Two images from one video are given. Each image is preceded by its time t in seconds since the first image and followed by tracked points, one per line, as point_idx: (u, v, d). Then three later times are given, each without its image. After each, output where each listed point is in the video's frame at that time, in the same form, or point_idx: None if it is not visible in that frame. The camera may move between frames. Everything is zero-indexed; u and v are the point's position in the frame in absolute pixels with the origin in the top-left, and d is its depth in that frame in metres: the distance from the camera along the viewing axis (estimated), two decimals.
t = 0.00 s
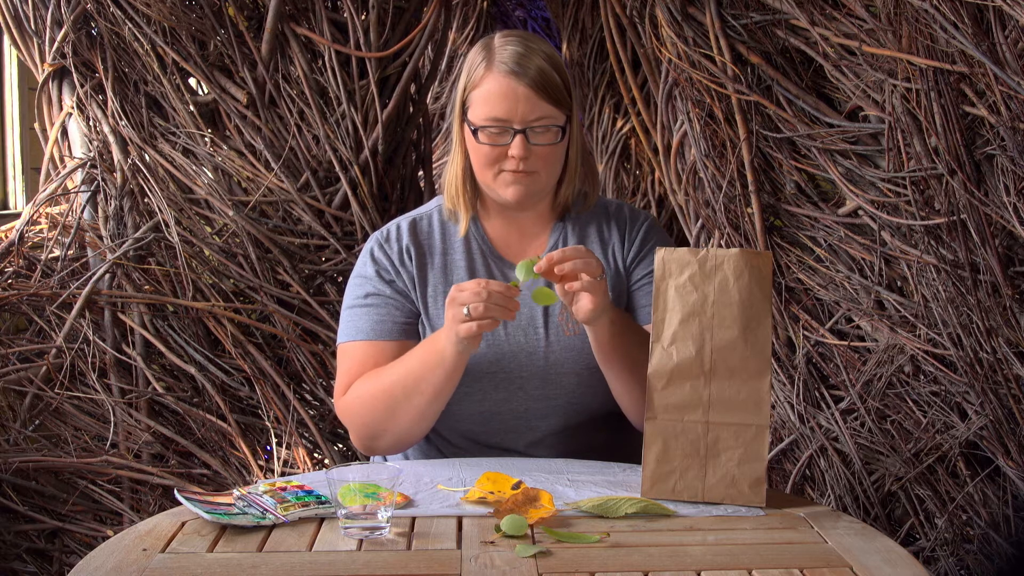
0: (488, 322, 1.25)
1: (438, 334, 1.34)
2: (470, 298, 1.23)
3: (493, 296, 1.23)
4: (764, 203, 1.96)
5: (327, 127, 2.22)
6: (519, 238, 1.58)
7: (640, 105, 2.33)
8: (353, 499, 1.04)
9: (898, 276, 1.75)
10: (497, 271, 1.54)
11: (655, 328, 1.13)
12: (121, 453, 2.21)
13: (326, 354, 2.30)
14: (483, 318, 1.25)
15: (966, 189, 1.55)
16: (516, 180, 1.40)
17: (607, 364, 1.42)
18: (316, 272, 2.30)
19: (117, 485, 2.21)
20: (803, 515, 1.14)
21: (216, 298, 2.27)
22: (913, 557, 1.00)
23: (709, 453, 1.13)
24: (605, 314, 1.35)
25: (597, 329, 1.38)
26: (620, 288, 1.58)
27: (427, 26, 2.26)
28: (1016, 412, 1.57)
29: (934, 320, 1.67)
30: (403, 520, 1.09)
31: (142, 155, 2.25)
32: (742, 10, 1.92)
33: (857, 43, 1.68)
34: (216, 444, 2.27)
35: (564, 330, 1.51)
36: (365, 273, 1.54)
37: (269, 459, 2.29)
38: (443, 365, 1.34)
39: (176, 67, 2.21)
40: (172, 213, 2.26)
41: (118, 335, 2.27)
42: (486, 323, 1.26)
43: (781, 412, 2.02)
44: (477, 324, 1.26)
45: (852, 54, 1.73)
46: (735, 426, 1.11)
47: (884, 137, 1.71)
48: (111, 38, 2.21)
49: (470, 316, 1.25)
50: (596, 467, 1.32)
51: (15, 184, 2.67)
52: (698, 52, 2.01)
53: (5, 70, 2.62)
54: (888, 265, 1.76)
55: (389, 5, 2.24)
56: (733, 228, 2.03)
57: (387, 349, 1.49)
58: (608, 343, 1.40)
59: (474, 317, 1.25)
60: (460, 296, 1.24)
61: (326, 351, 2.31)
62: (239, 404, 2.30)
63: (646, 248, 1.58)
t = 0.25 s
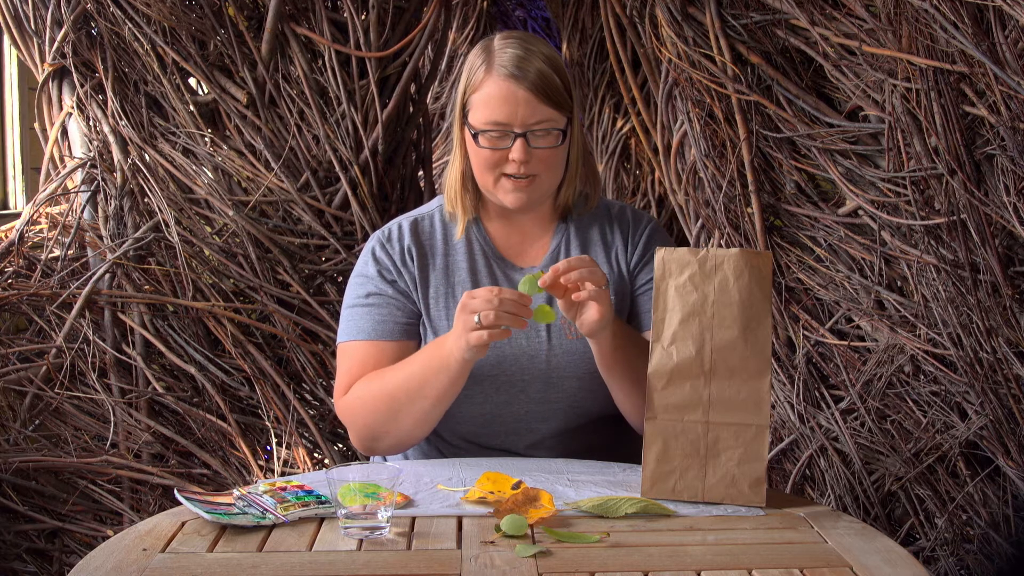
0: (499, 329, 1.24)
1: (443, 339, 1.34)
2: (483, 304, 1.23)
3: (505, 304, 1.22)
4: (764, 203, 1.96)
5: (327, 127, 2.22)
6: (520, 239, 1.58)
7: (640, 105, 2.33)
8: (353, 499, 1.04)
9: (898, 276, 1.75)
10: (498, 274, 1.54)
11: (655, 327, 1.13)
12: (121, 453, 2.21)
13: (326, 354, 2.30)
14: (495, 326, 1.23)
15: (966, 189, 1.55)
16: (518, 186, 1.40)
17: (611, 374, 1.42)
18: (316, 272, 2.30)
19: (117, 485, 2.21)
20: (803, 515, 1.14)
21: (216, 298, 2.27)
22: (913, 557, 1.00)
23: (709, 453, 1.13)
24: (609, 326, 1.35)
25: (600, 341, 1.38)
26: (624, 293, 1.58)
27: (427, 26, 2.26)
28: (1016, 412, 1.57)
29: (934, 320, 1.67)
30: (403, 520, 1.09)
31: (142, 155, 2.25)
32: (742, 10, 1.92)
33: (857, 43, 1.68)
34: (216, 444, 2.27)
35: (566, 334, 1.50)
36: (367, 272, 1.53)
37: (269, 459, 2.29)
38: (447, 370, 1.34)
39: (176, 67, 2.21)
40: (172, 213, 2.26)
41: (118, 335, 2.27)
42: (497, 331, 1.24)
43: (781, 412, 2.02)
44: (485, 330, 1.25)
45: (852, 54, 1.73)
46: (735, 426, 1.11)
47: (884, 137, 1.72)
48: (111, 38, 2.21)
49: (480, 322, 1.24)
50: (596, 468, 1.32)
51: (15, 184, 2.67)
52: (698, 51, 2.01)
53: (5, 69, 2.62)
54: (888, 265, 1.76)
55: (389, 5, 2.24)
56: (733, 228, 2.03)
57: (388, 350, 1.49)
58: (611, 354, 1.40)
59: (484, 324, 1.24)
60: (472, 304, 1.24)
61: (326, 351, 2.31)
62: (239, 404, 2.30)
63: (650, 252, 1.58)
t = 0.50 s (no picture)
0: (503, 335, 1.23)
1: (446, 348, 1.34)
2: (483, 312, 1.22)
3: (505, 312, 1.21)
4: (764, 203, 1.96)
5: (327, 127, 2.22)
6: (525, 242, 1.56)
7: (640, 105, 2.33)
8: (353, 499, 1.04)
9: (898, 276, 1.75)
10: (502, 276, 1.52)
11: (655, 327, 1.13)
12: (121, 453, 2.21)
13: (326, 354, 2.30)
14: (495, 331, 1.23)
15: (966, 189, 1.55)
16: (522, 188, 1.39)
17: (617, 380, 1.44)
18: (316, 272, 2.30)
19: (117, 485, 2.21)
20: (803, 515, 1.14)
21: (216, 298, 2.27)
22: (913, 557, 1.00)
23: (709, 454, 1.13)
24: (616, 338, 1.36)
25: (608, 353, 1.39)
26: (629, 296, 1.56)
27: (427, 26, 2.26)
28: (1016, 412, 1.57)
29: (934, 320, 1.67)
30: (403, 520, 1.09)
31: (142, 155, 2.26)
32: (742, 10, 1.92)
33: (857, 43, 1.68)
34: (216, 444, 2.27)
35: (570, 337, 1.50)
36: (370, 272, 1.52)
37: (269, 459, 2.29)
38: (447, 379, 1.34)
39: (176, 67, 2.21)
40: (172, 213, 2.26)
41: (118, 335, 2.27)
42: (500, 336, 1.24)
43: (781, 412, 2.02)
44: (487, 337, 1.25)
45: (852, 54, 1.73)
46: (736, 426, 1.11)
47: (884, 137, 1.72)
48: (111, 38, 2.21)
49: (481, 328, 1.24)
50: (596, 468, 1.32)
51: (15, 184, 2.67)
52: (698, 51, 2.01)
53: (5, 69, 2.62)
54: (888, 265, 1.76)
55: (389, 5, 2.24)
56: (733, 228, 2.03)
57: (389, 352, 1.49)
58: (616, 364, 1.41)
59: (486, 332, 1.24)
60: (471, 314, 1.23)
61: (326, 351, 2.31)
62: (239, 403, 2.30)
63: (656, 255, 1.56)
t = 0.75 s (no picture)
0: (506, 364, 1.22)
1: (449, 369, 1.32)
2: (495, 342, 1.21)
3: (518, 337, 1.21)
4: (764, 202, 1.96)
5: (327, 126, 2.22)
6: (531, 243, 1.55)
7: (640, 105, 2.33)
8: (353, 499, 1.04)
9: (898, 276, 1.75)
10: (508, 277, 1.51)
11: (655, 327, 1.12)
12: (121, 452, 2.21)
13: (326, 354, 2.30)
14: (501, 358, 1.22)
15: (966, 189, 1.55)
16: (532, 190, 1.38)
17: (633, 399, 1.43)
18: (316, 272, 2.30)
19: (117, 485, 2.21)
20: (803, 515, 1.14)
21: (216, 298, 2.27)
22: (913, 557, 1.00)
23: (709, 454, 1.13)
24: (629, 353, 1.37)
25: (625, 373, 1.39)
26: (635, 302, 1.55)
27: (427, 26, 2.26)
28: (1016, 412, 1.57)
29: (934, 320, 1.67)
30: (403, 520, 1.09)
31: (142, 155, 2.26)
32: (742, 10, 1.92)
33: (857, 43, 1.68)
34: (216, 444, 2.27)
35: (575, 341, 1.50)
36: (373, 268, 1.50)
37: (269, 459, 2.29)
38: (444, 400, 1.31)
39: (176, 67, 2.21)
40: (172, 213, 2.26)
41: (118, 335, 2.27)
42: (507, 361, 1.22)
43: (781, 412, 2.02)
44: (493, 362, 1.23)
45: (852, 54, 1.73)
46: (736, 426, 1.11)
47: (884, 137, 1.72)
48: (111, 38, 2.21)
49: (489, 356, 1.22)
50: (596, 468, 1.32)
51: (15, 184, 2.67)
52: (698, 51, 2.01)
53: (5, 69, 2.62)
54: (888, 265, 1.76)
55: (389, 5, 2.24)
56: (733, 228, 2.03)
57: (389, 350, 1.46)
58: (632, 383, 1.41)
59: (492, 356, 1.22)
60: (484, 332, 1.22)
61: (326, 351, 2.31)
62: (239, 403, 2.30)
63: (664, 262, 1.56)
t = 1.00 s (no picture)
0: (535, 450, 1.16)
1: (490, 427, 1.20)
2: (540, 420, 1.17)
3: (560, 427, 1.18)
4: (764, 202, 1.96)
5: (327, 126, 2.22)
6: (541, 244, 1.51)
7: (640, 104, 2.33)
8: (353, 499, 1.04)
9: (898, 276, 1.75)
10: (520, 279, 1.48)
11: (655, 327, 1.12)
12: (121, 452, 2.21)
13: (326, 354, 2.30)
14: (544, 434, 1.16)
15: (966, 189, 1.55)
16: (540, 192, 1.38)
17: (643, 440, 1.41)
18: (316, 272, 2.30)
19: (117, 485, 2.21)
20: (803, 514, 1.14)
21: (216, 298, 2.27)
22: (913, 557, 1.00)
23: (709, 454, 1.13)
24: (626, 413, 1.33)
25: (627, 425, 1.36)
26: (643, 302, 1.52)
27: (427, 26, 2.26)
28: (1016, 412, 1.57)
29: (934, 320, 1.67)
30: (403, 520, 1.09)
31: (142, 155, 2.26)
32: (742, 10, 1.92)
33: (857, 43, 1.68)
34: (216, 443, 2.27)
35: (588, 342, 1.46)
36: (393, 262, 1.43)
37: (269, 459, 2.29)
38: (467, 460, 1.19)
39: (176, 67, 2.21)
40: (172, 213, 2.26)
41: (118, 335, 2.27)
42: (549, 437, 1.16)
43: (781, 412, 2.02)
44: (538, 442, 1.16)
45: (852, 54, 1.73)
46: (735, 425, 1.11)
47: (883, 137, 1.72)
48: (111, 38, 2.21)
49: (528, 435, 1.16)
50: (596, 468, 1.32)
51: (14, 184, 2.66)
52: (698, 51, 2.01)
53: (5, 70, 2.62)
54: (888, 265, 1.76)
55: (389, 5, 2.24)
56: (733, 228, 2.03)
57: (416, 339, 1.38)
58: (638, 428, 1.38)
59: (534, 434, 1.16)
60: (527, 411, 1.18)
61: (326, 351, 2.31)
62: (239, 403, 2.30)
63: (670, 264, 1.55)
